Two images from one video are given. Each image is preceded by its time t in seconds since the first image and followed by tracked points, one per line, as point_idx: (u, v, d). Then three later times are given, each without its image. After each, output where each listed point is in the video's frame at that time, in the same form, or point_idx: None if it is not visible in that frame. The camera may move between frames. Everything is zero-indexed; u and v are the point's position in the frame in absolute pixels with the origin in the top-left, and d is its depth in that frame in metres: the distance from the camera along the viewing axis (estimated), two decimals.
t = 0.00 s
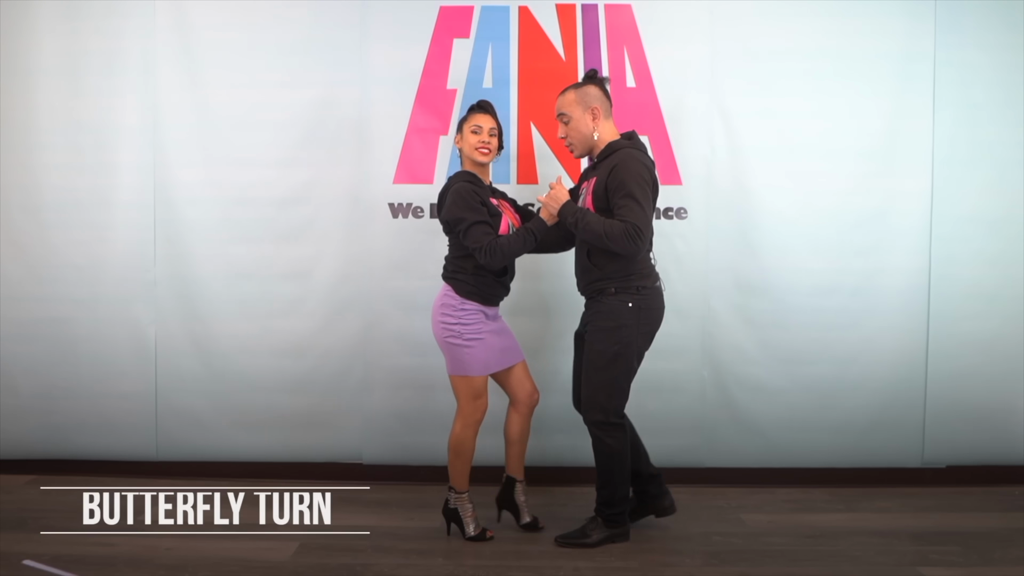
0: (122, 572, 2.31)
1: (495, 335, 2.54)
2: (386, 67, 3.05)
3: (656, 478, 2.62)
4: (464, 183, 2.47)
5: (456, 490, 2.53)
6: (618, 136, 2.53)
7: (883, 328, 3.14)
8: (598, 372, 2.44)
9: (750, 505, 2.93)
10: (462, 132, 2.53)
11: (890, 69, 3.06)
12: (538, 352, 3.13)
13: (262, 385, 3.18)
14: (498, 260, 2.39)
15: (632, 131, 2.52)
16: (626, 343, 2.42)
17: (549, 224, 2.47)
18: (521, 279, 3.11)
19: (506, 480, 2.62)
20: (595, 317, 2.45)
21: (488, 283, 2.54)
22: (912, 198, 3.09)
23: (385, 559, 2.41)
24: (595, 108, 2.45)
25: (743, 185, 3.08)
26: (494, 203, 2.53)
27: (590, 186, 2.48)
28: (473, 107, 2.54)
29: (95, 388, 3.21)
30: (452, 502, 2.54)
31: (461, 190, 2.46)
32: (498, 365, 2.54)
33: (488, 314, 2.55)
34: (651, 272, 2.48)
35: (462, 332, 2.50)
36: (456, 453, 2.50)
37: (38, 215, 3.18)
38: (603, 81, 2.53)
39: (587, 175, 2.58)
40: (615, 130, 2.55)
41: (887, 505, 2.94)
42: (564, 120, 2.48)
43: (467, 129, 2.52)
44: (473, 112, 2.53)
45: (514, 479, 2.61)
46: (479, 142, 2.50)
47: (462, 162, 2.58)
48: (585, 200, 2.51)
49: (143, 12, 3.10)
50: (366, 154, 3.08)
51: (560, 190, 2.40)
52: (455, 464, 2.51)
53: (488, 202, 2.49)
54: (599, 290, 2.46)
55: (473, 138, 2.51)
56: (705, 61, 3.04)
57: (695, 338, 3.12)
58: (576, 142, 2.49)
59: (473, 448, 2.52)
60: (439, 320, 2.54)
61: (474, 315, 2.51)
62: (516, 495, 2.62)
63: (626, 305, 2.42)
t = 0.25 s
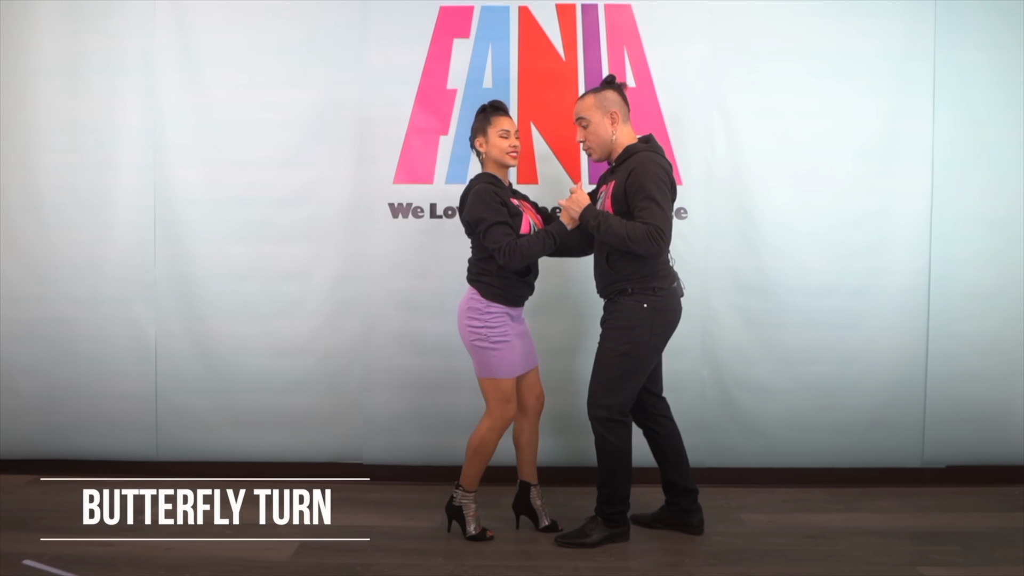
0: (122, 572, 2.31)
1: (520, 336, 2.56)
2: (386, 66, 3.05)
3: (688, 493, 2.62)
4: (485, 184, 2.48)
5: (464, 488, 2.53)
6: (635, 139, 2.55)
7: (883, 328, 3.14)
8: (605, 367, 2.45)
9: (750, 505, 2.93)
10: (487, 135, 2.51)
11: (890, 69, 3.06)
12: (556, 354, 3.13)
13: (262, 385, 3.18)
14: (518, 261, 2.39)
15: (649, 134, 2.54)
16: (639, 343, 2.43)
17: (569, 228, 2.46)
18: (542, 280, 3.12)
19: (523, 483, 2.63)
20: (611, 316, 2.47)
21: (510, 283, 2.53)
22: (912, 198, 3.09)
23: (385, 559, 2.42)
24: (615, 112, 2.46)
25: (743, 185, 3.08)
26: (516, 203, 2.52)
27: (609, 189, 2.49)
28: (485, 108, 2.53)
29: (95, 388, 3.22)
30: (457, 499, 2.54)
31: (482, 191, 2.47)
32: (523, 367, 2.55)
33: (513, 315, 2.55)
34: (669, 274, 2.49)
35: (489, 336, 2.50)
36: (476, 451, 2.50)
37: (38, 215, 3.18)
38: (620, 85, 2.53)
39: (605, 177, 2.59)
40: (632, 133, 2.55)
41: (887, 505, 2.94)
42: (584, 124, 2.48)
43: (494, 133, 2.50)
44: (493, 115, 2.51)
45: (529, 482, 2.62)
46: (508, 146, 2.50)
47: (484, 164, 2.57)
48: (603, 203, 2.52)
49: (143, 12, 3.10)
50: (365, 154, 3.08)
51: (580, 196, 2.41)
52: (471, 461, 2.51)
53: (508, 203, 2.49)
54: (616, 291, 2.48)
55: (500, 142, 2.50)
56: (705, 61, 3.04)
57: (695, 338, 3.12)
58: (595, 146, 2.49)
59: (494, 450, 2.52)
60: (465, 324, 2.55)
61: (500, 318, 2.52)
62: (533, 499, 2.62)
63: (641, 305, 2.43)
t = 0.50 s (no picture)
0: (122, 572, 2.31)
1: (531, 337, 2.57)
2: (386, 67, 3.06)
3: (692, 494, 2.62)
4: (498, 185, 2.49)
5: (473, 478, 2.56)
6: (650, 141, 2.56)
7: (883, 328, 3.14)
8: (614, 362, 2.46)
9: (750, 505, 2.94)
10: (509, 137, 2.50)
11: (890, 69, 3.06)
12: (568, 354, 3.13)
13: (262, 385, 3.19)
14: (533, 259, 2.39)
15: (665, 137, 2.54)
16: (654, 343, 2.43)
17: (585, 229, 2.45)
18: (554, 280, 3.12)
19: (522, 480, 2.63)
20: (627, 316, 2.47)
21: (521, 284, 2.53)
22: (912, 198, 3.09)
23: (385, 559, 2.42)
24: (631, 114, 2.46)
25: (743, 185, 3.08)
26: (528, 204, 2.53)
27: (627, 190, 2.49)
28: (494, 110, 2.54)
29: (94, 388, 3.22)
30: (464, 487, 2.56)
31: (495, 191, 2.47)
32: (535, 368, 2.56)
33: (523, 317, 2.56)
34: (684, 275, 2.50)
35: (503, 338, 2.51)
36: (495, 447, 2.51)
37: (37, 215, 3.18)
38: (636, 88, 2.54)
39: (621, 179, 2.59)
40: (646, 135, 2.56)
41: (886, 505, 2.94)
42: (600, 126, 2.47)
43: (515, 135, 2.50)
44: (509, 117, 2.51)
45: (529, 482, 2.62)
46: (529, 147, 2.51)
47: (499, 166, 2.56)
48: (621, 205, 2.52)
49: (143, 12, 3.10)
50: (365, 154, 3.08)
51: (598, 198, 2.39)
52: (484, 454, 2.54)
53: (521, 203, 2.49)
54: (633, 291, 2.48)
55: (523, 143, 2.50)
56: (705, 61, 3.04)
57: (695, 338, 3.12)
58: (612, 147, 2.49)
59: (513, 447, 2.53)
60: (477, 327, 2.56)
61: (511, 320, 2.52)
62: (533, 499, 2.62)
63: (657, 306, 2.43)
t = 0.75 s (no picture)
0: (122, 572, 2.31)
1: (525, 339, 2.57)
2: (387, 67, 3.06)
3: (690, 493, 2.62)
4: (490, 185, 2.48)
5: (453, 477, 2.58)
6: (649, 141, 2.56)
7: (883, 328, 3.14)
8: (615, 363, 2.46)
9: (750, 505, 2.94)
10: (505, 138, 2.50)
11: (890, 69, 3.06)
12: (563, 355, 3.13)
13: (262, 385, 3.19)
14: (531, 256, 2.39)
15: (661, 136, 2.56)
16: (654, 342, 2.44)
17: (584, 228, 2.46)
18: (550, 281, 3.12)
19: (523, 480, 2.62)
20: (626, 315, 2.48)
21: (516, 283, 2.53)
22: (912, 197, 3.09)
23: (385, 559, 2.42)
24: (629, 114, 2.46)
25: (743, 185, 3.08)
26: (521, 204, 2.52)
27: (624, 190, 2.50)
28: (490, 109, 2.53)
29: (94, 388, 3.22)
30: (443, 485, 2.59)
31: (488, 192, 2.47)
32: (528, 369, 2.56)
33: (518, 317, 2.55)
34: (682, 273, 2.50)
35: (495, 339, 2.51)
36: (477, 447, 2.53)
37: (37, 215, 3.18)
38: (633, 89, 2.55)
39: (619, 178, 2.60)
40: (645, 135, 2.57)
41: (887, 505, 2.94)
42: (599, 126, 2.48)
43: (513, 136, 2.51)
44: (505, 118, 2.51)
45: (529, 481, 2.61)
46: (523, 149, 2.53)
47: (493, 167, 2.57)
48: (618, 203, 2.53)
49: (143, 12, 3.10)
50: (365, 154, 3.08)
51: (594, 197, 2.40)
52: (467, 455, 2.55)
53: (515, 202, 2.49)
54: (631, 290, 2.49)
55: (518, 145, 2.51)
56: (705, 61, 3.04)
57: (695, 338, 3.12)
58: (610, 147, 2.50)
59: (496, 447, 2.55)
60: (472, 326, 2.57)
61: (506, 320, 2.52)
62: (533, 499, 2.61)
63: (656, 304, 2.44)
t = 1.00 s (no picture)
0: (122, 572, 2.31)
1: (502, 339, 2.55)
2: (386, 67, 3.06)
3: (686, 489, 2.62)
4: (470, 184, 2.48)
5: (437, 485, 2.56)
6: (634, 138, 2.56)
7: (883, 328, 3.14)
8: (604, 364, 2.47)
9: (750, 505, 2.94)
10: (487, 137, 2.50)
11: (890, 70, 3.06)
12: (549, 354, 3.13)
13: (262, 385, 3.18)
14: (516, 253, 2.40)
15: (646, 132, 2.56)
16: (638, 340, 2.44)
17: (574, 227, 2.46)
18: (534, 280, 3.12)
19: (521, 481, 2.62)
20: (610, 314, 2.48)
21: (496, 282, 2.53)
22: (912, 198, 3.10)
23: (385, 559, 2.42)
24: (613, 113, 2.47)
25: (743, 185, 3.08)
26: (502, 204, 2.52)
27: (610, 187, 2.51)
28: (478, 109, 2.53)
29: (95, 388, 3.22)
30: (431, 496, 2.57)
31: (467, 191, 2.47)
32: (503, 370, 2.55)
33: (497, 317, 2.55)
34: (665, 269, 2.50)
35: (466, 337, 2.52)
36: (449, 450, 2.52)
37: (38, 215, 3.18)
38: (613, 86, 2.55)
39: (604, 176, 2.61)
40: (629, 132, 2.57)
41: (887, 505, 2.94)
42: (583, 126, 2.48)
43: (495, 137, 2.51)
44: (491, 118, 2.51)
45: (528, 482, 2.61)
46: (506, 149, 2.52)
47: (474, 166, 2.56)
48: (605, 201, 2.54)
49: (143, 12, 3.10)
50: (365, 154, 3.08)
51: (582, 194, 2.42)
52: (442, 460, 2.53)
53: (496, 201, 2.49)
54: (613, 289, 2.49)
55: (500, 145, 2.51)
56: (705, 61, 3.04)
57: (695, 338, 3.12)
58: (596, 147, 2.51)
59: (467, 449, 2.54)
60: (448, 323, 2.57)
61: (482, 320, 2.52)
62: (533, 499, 2.62)
63: (638, 302, 2.44)
